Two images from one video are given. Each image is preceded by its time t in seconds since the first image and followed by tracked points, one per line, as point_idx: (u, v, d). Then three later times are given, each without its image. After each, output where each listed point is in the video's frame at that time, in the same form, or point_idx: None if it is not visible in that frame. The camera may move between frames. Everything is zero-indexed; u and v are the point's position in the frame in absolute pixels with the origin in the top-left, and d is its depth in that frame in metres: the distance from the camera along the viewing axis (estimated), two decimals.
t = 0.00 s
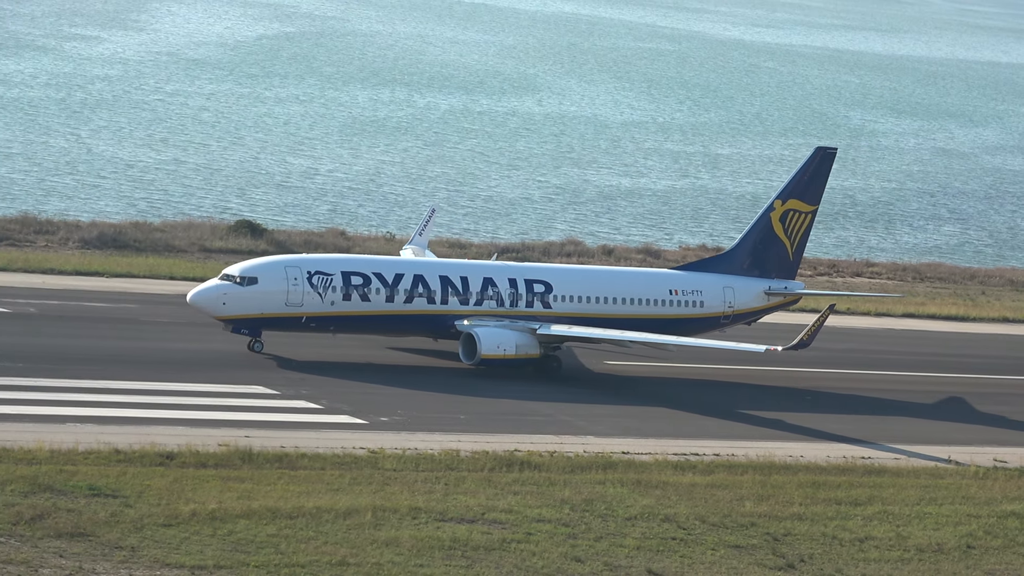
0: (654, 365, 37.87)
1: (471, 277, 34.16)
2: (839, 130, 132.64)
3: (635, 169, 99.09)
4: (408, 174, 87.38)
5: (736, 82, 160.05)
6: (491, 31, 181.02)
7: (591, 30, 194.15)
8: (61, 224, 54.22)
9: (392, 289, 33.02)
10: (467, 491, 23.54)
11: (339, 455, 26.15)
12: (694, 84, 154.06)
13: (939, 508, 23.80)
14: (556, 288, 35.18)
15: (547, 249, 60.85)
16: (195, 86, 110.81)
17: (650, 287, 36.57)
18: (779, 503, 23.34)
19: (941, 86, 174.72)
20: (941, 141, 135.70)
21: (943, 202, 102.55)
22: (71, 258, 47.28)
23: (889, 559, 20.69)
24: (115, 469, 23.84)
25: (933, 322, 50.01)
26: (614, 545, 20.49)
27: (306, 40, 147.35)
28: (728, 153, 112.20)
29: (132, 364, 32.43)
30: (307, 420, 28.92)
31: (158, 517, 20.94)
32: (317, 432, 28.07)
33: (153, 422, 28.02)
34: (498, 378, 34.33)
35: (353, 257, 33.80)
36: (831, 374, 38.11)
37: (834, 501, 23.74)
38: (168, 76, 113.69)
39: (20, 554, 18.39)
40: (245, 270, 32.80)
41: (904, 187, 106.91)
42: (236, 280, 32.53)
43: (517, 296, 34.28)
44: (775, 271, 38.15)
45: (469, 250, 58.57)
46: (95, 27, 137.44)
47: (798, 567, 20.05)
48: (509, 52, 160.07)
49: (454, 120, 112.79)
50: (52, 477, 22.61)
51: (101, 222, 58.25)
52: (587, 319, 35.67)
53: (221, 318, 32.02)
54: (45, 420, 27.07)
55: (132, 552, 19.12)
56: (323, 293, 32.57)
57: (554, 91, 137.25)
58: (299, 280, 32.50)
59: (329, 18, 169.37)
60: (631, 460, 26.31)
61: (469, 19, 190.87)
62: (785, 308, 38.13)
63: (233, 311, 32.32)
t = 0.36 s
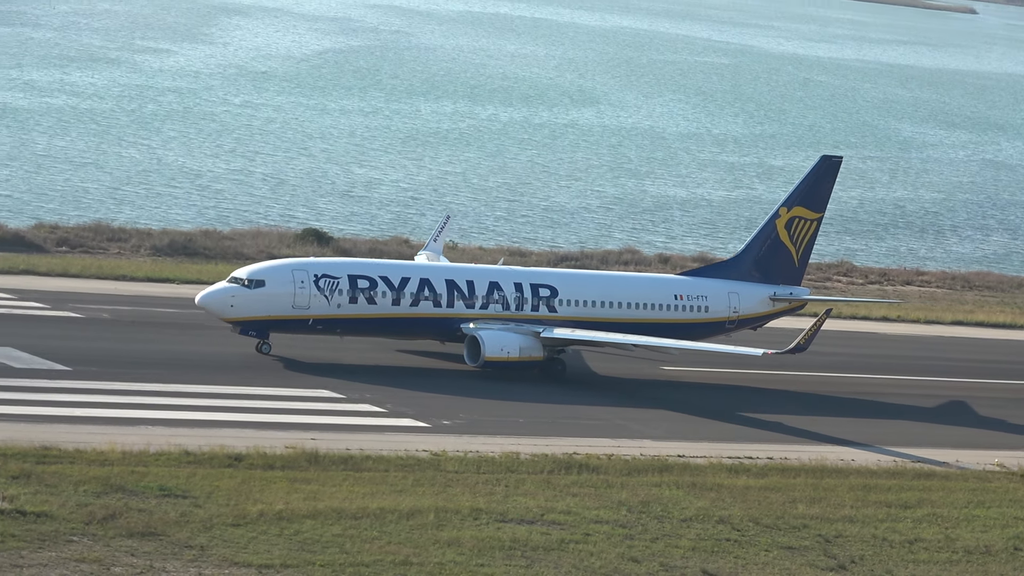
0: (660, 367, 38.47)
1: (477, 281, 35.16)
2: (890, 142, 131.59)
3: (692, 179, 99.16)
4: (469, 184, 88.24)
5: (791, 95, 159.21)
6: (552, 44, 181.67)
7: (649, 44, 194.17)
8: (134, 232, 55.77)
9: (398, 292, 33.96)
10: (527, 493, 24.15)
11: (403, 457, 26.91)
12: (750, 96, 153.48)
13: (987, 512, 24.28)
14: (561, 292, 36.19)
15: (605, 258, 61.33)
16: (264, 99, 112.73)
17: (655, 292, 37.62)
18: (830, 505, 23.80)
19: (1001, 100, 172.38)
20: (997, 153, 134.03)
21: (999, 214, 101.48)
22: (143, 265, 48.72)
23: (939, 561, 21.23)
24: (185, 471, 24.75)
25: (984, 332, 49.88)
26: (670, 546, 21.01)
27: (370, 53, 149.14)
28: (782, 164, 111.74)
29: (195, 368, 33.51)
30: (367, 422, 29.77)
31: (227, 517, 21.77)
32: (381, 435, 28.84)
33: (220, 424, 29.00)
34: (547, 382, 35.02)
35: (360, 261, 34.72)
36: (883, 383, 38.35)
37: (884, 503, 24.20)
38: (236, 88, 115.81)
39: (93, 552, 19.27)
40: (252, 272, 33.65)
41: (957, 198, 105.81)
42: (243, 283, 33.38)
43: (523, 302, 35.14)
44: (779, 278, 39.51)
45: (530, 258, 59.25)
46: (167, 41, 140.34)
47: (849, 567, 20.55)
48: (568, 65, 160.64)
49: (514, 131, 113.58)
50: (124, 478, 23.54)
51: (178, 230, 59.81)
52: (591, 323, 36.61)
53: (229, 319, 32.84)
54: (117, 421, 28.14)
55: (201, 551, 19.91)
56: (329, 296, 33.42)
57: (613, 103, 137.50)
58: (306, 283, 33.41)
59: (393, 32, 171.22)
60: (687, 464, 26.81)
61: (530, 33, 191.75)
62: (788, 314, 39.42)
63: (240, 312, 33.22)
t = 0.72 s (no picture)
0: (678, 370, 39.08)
1: (493, 285, 36.02)
2: (953, 156, 130.01)
3: (755, 190, 99.00)
4: (536, 194, 89.01)
5: (854, 109, 157.81)
6: (619, 58, 181.91)
7: (714, 58, 193.63)
8: (214, 240, 57.35)
9: (415, 296, 34.83)
10: (595, 495, 24.72)
11: (472, 460, 27.64)
12: (811, 109, 152.50)
13: None
14: (578, 296, 37.05)
15: (671, 266, 61.74)
16: (341, 111, 114.59)
17: (672, 296, 38.47)
18: (889, 508, 24.36)
19: None
20: None
21: None
22: (221, 272, 50.21)
23: (996, 563, 21.94)
24: (262, 473, 25.67)
25: None
26: (732, 548, 21.61)
27: (441, 67, 150.76)
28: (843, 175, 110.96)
29: (265, 371, 34.57)
30: (435, 425, 30.59)
31: (302, 518, 22.63)
32: (451, 438, 29.60)
33: (292, 427, 29.98)
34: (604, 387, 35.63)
35: (378, 266, 35.59)
36: (942, 394, 38.56)
37: (942, 507, 24.80)
38: (311, 101, 117.91)
39: (170, 551, 20.09)
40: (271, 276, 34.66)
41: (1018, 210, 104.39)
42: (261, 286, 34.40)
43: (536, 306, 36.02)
44: (795, 283, 40.42)
45: (598, 266, 59.88)
46: (246, 54, 143.25)
47: (907, 569, 21.18)
48: (633, 79, 160.89)
49: (584, 143, 114.17)
50: (203, 480, 24.51)
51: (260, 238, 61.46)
52: (606, 326, 37.41)
53: (247, 322, 33.86)
54: (196, 424, 29.23)
55: (277, 550, 20.73)
56: (346, 299, 34.32)
57: (680, 116, 137.39)
58: (323, 286, 34.30)
59: (465, 46, 172.90)
60: (749, 467, 27.28)
61: (598, 47, 192.07)
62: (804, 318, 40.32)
63: (258, 315, 34.19)
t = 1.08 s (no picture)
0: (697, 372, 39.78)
1: (510, 289, 36.73)
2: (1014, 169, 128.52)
3: (817, 200, 98.81)
4: (603, 203, 89.52)
5: (916, 120, 156.34)
6: (683, 71, 181.74)
7: (778, 71, 192.74)
8: (289, 248, 58.88)
9: (432, 299, 35.65)
10: (658, 497, 25.37)
11: (540, 462, 28.35)
12: (870, 121, 151.29)
13: None
14: (594, 301, 37.74)
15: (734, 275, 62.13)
16: (414, 123, 116.05)
17: (689, 300, 39.13)
18: (947, 510, 25.34)
19: None
20: None
21: None
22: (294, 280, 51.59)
23: None
24: (336, 474, 26.68)
25: None
26: (794, 548, 22.45)
27: (509, 80, 151.93)
28: (903, 185, 110.24)
29: (331, 374, 35.62)
30: (499, 427, 31.43)
31: (374, 518, 23.53)
32: (519, 441, 30.39)
33: (361, 429, 31.00)
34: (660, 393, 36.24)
35: (396, 269, 36.41)
36: (998, 402, 38.92)
37: (999, 509, 25.83)
38: (383, 113, 119.64)
39: (246, 551, 20.91)
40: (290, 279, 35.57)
41: None
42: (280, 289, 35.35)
43: (556, 310, 37.02)
44: (812, 289, 40.69)
45: (663, 273, 60.42)
46: (321, 68, 145.72)
47: (964, 569, 22.10)
48: (699, 91, 160.71)
49: (650, 154, 114.50)
50: (278, 481, 25.42)
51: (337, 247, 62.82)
52: (622, 330, 38.09)
53: (266, 323, 34.95)
54: (273, 427, 30.31)
55: (350, 550, 21.53)
56: (364, 302, 35.25)
57: (742, 127, 137.01)
58: (340, 289, 35.19)
59: (532, 60, 174.04)
60: (810, 469, 28.02)
61: (662, 61, 191.84)
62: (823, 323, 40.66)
63: (277, 317, 35.23)
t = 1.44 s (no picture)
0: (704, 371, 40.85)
1: (519, 290, 37.79)
2: None
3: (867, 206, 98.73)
4: (657, 210, 90.00)
5: (967, 131, 155.07)
6: (737, 81, 181.33)
7: (831, 82, 191.83)
8: (353, 255, 60.27)
9: (442, 300, 36.71)
10: (713, 496, 26.10)
11: (598, 462, 29.06)
12: (919, 130, 150.28)
13: None
14: (603, 302, 38.79)
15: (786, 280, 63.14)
16: (474, 132, 117.15)
17: (699, 302, 40.25)
18: (994, 509, 26.21)
19: None
20: None
21: None
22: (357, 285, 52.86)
23: None
24: (399, 474, 27.58)
25: None
26: (844, 547, 23.20)
27: (567, 90, 152.69)
28: (952, 193, 109.76)
29: (392, 376, 36.64)
30: (555, 429, 32.21)
31: (435, 517, 24.41)
32: (578, 441, 31.18)
33: (423, 431, 31.91)
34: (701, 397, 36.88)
35: (406, 271, 37.50)
36: None
37: None
38: (444, 123, 120.96)
39: (311, 549, 21.68)
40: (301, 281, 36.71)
41: None
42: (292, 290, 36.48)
43: (565, 311, 38.12)
44: (822, 291, 41.79)
45: (719, 278, 61.11)
46: (383, 79, 147.56)
47: (1012, 567, 22.87)
48: (754, 101, 160.36)
49: (705, 162, 114.63)
50: (343, 481, 26.30)
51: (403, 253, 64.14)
52: (630, 330, 39.15)
53: (278, 323, 36.07)
54: (336, 428, 31.31)
55: (411, 548, 22.33)
56: (374, 303, 36.34)
57: (794, 136, 136.53)
58: (351, 290, 36.30)
59: (589, 71, 174.67)
60: (860, 470, 28.82)
61: (716, 71, 191.35)
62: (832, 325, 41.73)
63: (289, 317, 36.35)
